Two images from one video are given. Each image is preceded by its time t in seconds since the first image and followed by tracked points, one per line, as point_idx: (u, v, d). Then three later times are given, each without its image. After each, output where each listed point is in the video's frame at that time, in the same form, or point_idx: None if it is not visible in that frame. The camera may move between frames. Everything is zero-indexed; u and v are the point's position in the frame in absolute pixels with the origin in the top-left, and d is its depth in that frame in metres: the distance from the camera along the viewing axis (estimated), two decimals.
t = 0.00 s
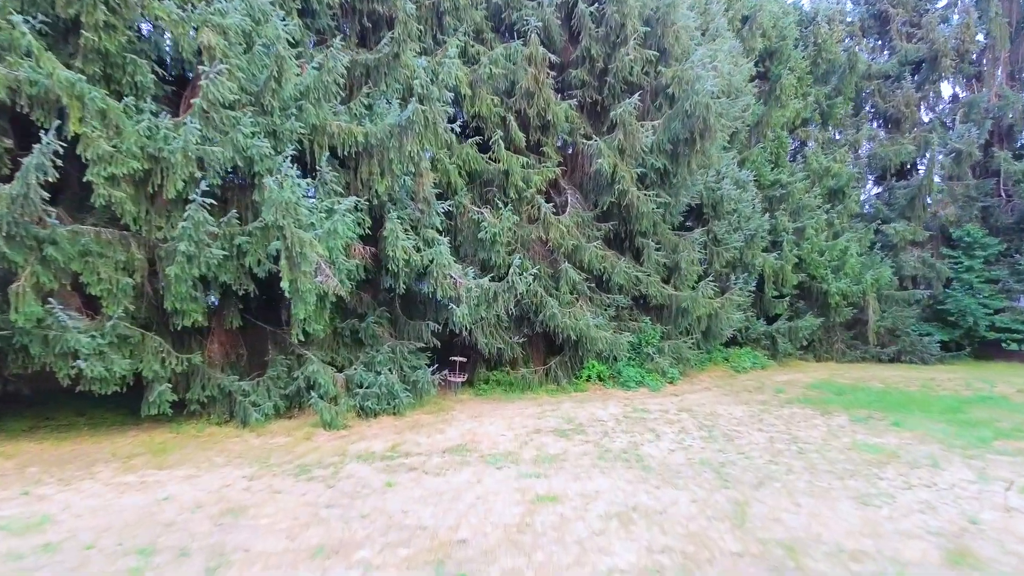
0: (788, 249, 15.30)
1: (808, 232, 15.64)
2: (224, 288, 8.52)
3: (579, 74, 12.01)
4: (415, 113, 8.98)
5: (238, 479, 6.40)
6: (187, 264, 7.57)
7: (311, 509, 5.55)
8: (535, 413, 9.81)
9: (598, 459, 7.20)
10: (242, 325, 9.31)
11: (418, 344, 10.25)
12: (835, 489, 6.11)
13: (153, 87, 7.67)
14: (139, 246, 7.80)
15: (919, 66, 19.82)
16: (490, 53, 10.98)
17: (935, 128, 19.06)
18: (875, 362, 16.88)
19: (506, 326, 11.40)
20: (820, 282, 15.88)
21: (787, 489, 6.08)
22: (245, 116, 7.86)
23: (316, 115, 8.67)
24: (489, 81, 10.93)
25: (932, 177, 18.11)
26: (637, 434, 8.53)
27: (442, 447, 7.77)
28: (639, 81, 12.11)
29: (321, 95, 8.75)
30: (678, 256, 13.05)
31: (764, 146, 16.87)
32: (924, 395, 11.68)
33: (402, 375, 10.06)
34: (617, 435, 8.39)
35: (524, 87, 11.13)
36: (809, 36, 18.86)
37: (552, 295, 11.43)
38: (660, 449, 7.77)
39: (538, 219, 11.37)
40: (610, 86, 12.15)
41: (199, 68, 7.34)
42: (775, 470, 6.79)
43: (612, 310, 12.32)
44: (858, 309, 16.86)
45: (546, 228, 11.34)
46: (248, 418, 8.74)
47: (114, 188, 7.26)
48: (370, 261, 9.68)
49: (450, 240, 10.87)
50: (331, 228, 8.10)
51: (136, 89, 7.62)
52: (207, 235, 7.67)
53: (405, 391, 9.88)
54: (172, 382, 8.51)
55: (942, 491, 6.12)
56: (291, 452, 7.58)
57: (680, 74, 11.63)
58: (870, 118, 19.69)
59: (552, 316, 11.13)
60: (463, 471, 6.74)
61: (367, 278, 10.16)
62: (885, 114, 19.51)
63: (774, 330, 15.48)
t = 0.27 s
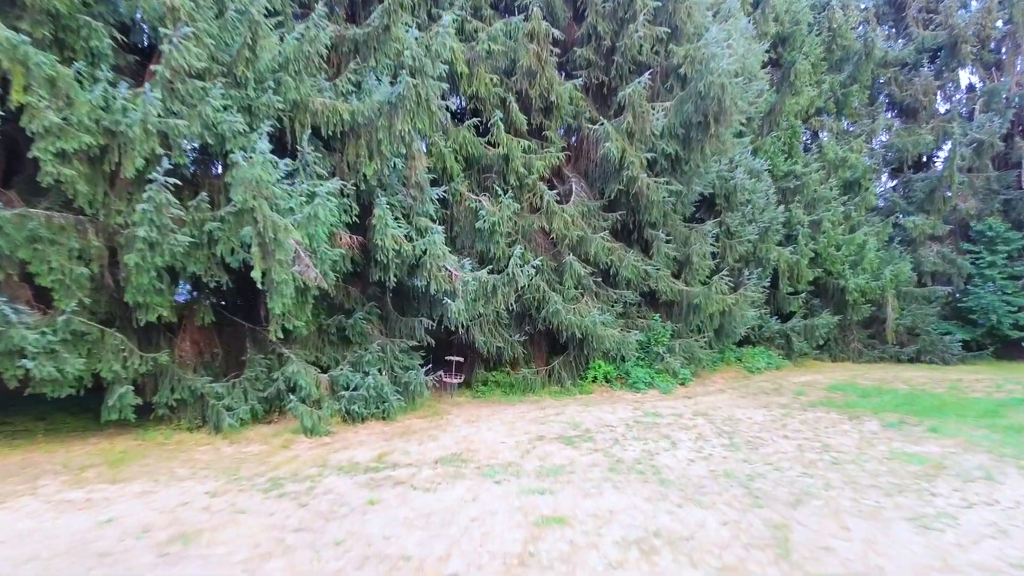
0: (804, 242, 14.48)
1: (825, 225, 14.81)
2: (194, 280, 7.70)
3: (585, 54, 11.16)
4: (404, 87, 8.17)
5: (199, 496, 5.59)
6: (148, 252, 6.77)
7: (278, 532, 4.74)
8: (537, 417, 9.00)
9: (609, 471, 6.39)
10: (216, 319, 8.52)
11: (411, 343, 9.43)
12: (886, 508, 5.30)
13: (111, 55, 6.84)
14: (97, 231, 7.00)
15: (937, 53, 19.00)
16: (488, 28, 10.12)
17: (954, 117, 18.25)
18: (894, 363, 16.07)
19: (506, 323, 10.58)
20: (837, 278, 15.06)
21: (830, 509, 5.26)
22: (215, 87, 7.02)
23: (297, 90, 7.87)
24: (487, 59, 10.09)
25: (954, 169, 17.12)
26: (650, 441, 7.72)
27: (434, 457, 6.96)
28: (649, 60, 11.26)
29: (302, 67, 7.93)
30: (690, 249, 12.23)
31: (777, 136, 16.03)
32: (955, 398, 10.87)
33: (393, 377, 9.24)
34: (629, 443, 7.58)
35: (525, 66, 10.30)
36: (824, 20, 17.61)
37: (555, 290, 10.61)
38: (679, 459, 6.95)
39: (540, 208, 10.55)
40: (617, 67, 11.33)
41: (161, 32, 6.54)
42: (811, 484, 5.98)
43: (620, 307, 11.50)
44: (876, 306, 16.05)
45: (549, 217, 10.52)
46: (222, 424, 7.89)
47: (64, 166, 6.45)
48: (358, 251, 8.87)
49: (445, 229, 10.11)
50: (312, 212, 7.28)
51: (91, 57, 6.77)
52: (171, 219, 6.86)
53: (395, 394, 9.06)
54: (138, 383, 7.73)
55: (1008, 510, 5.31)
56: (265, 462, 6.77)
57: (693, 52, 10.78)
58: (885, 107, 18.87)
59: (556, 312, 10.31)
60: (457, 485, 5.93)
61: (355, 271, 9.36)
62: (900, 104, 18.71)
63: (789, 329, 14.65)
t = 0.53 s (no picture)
0: (820, 235, 13.70)
1: (843, 218, 14.01)
2: (158, 270, 6.92)
3: (591, 30, 10.39)
4: (394, 56, 7.38)
5: (147, 516, 4.81)
6: (101, 237, 5.97)
7: (233, 563, 3.97)
8: (540, 422, 8.22)
9: (622, 485, 5.62)
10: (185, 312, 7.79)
11: (402, 340, 8.66)
12: (950, 531, 4.53)
13: (59, 14, 6.05)
14: (45, 214, 6.22)
15: (955, 39, 18.16)
16: None
17: (973, 106, 17.44)
18: (914, 363, 15.30)
19: (506, 318, 9.80)
20: (855, 273, 14.28)
21: (884, 532, 4.50)
22: (178, 50, 6.21)
23: (274, 60, 7.10)
24: (485, 33, 9.31)
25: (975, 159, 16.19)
26: (665, 450, 6.94)
27: (424, 467, 6.18)
28: (659, 38, 10.48)
29: (280, 33, 7.15)
30: (702, 241, 11.44)
31: (791, 124, 15.24)
32: (989, 400, 10.10)
33: (382, 377, 8.48)
34: (642, 452, 6.80)
35: (526, 41, 9.52)
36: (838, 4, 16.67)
37: (559, 283, 9.84)
38: (700, 470, 6.18)
39: (542, 195, 9.78)
40: (625, 45, 10.54)
41: None
42: (854, 501, 5.22)
43: (628, 303, 10.71)
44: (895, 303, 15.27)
45: (553, 205, 9.73)
46: (189, 431, 7.03)
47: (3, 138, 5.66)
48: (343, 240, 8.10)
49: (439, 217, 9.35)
50: (288, 193, 6.50)
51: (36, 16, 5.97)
52: (128, 200, 6.08)
53: (384, 396, 8.27)
54: (98, 384, 7.00)
55: None
56: (233, 473, 6.00)
57: (706, 27, 9.97)
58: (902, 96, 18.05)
59: (560, 307, 9.54)
60: (448, 502, 5.16)
61: (342, 262, 8.59)
62: (917, 93, 17.92)
63: (805, 327, 13.85)
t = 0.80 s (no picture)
0: (838, 228, 12.95)
1: (861, 209, 13.27)
2: (114, 256, 6.13)
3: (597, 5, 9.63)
4: (380, 19, 6.63)
5: (82, 540, 4.08)
6: (43, 215, 5.20)
7: None
8: (542, 426, 7.48)
9: (639, 502, 4.89)
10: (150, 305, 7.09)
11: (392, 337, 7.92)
12: None
13: None
14: None
15: (976, 24, 17.27)
16: None
17: (992, 96, 16.66)
18: (935, 362, 14.55)
19: (504, 314, 9.07)
20: (874, 268, 13.54)
21: (957, 563, 3.76)
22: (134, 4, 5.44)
23: (247, 24, 6.34)
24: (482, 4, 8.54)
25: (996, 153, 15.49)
26: (683, 459, 6.21)
27: (411, 480, 5.44)
28: (671, 13, 9.71)
29: None
30: (716, 232, 10.69)
31: (805, 112, 14.47)
32: None
33: (370, 377, 7.75)
34: (657, 462, 6.07)
35: (528, 13, 8.76)
36: None
37: (562, 276, 9.11)
38: (724, 483, 5.44)
39: (545, 180, 9.03)
40: (634, 20, 9.79)
41: None
42: (910, 522, 4.49)
43: (637, 298, 9.96)
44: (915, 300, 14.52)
45: (556, 191, 8.98)
46: (149, 438, 6.28)
47: None
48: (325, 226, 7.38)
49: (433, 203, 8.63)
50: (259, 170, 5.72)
51: None
52: (75, 176, 5.34)
53: (372, 398, 7.52)
54: (51, 384, 6.30)
55: None
56: (194, 486, 5.26)
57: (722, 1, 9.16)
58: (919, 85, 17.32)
59: (565, 301, 8.80)
60: (437, 523, 4.42)
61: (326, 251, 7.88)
62: (933, 82, 17.22)
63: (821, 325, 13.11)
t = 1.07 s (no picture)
0: (857, 219, 12.25)
1: (881, 200, 12.56)
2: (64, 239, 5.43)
3: None
4: None
5: None
6: None
7: None
8: (545, 431, 6.79)
9: (661, 522, 4.19)
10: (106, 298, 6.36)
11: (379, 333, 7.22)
12: None
13: None
14: None
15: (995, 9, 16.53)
16: None
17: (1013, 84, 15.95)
18: (956, 362, 13.84)
19: (503, 308, 8.38)
20: (893, 262, 12.83)
21: None
22: None
23: None
24: None
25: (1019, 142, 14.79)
26: (705, 468, 5.51)
27: (396, 494, 4.74)
28: None
29: None
30: (731, 222, 9.99)
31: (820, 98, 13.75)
32: None
33: (356, 377, 7.05)
34: (676, 472, 5.38)
35: None
36: None
37: (566, 267, 8.41)
38: (756, 498, 4.74)
39: (548, 163, 8.33)
40: None
41: None
42: (984, 547, 3.80)
43: (646, 291, 9.25)
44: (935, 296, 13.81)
45: (561, 174, 8.28)
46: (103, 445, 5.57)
47: None
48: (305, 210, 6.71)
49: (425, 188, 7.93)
50: (225, 140, 5.01)
51: None
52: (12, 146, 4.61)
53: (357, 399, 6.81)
54: None
55: None
56: (146, 502, 4.56)
57: None
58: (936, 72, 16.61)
59: (570, 293, 8.10)
60: (424, 548, 3.72)
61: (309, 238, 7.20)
62: (950, 70, 16.55)
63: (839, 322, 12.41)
